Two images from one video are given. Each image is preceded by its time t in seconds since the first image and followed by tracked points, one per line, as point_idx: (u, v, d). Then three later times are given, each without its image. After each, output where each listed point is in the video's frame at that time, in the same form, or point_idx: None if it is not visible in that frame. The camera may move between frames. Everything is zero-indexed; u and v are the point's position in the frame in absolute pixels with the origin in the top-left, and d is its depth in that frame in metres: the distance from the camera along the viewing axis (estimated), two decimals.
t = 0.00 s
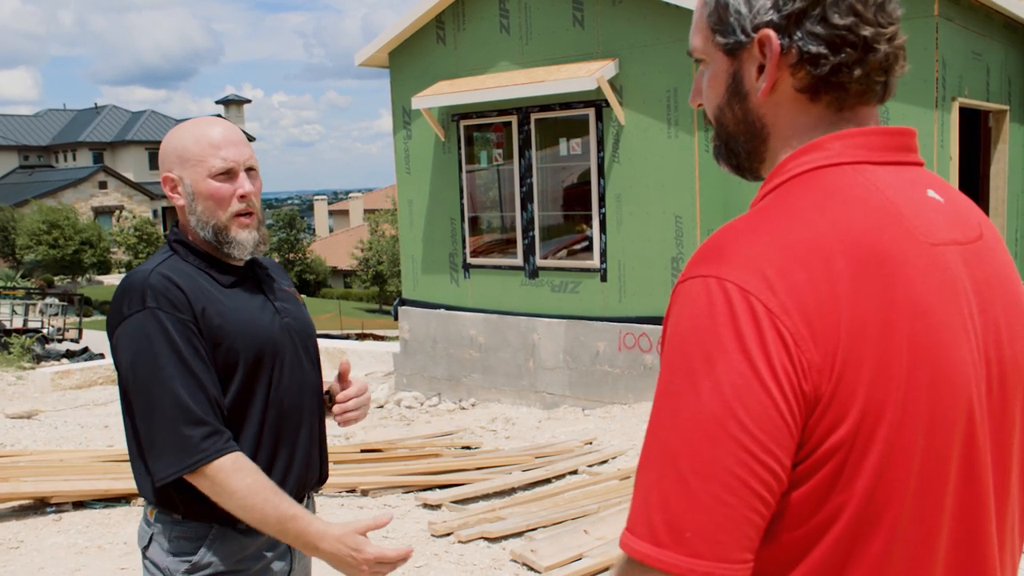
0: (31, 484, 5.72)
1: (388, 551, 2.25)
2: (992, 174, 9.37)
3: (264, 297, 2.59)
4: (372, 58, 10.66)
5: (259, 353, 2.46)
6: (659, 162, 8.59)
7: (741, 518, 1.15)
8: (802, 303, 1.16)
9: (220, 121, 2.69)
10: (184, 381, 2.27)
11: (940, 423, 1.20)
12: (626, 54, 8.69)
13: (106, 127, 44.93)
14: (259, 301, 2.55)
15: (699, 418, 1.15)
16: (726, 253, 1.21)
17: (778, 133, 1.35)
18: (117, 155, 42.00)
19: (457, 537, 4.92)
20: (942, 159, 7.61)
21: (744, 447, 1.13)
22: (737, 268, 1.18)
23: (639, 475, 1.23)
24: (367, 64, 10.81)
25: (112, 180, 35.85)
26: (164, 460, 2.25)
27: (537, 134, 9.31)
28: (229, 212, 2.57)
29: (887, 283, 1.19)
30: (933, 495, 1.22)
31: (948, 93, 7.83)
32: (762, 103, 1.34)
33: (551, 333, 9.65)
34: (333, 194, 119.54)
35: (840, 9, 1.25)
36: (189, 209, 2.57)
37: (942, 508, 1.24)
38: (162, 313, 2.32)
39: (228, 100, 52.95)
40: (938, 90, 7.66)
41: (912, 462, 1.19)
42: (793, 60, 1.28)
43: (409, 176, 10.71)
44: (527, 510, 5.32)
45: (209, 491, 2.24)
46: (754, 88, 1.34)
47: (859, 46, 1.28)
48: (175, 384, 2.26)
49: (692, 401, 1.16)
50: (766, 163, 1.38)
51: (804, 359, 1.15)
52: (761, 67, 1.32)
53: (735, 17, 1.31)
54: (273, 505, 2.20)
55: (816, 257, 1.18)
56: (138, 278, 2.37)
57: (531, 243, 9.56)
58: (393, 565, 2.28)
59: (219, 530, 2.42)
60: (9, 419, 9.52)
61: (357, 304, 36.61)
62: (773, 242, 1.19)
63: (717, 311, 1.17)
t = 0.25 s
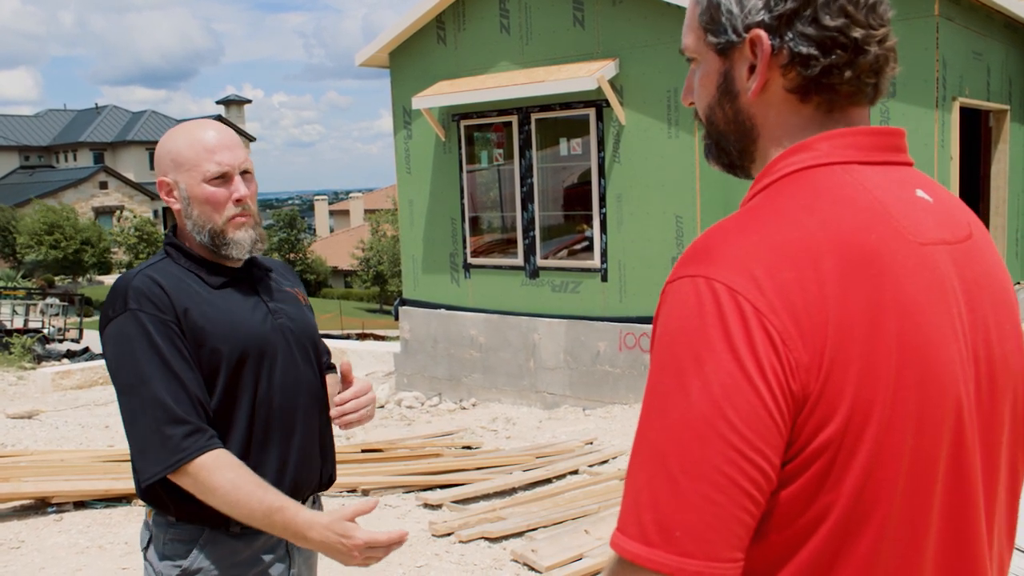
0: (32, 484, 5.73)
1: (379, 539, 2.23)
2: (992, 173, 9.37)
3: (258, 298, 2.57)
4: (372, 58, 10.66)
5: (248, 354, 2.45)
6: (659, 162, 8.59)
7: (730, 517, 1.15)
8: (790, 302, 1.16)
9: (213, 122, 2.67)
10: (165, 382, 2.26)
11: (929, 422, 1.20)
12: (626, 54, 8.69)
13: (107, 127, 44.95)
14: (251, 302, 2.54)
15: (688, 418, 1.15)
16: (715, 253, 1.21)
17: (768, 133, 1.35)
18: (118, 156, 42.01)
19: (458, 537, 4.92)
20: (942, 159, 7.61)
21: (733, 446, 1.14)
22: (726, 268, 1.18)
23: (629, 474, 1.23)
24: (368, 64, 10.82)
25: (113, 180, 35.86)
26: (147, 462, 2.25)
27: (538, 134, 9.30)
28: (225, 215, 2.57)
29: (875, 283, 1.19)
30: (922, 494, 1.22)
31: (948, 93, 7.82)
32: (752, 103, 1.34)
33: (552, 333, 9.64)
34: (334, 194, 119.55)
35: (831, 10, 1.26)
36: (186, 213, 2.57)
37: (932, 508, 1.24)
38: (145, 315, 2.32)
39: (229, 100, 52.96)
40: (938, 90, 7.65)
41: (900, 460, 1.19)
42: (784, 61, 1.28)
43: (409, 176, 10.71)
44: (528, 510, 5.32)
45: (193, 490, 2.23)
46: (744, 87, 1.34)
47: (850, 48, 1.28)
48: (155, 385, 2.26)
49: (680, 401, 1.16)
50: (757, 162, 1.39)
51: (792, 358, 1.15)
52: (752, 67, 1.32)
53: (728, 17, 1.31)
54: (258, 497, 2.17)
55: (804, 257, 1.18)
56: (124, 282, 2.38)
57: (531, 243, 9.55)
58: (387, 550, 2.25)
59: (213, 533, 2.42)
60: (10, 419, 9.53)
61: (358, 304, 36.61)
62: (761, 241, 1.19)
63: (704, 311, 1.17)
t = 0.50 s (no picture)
0: (34, 485, 5.74)
1: (359, 535, 2.19)
2: (994, 174, 9.36)
3: (251, 300, 2.56)
4: (374, 59, 10.66)
5: (237, 356, 2.43)
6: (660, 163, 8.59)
7: (723, 517, 1.15)
8: (782, 302, 1.16)
9: (202, 129, 2.68)
10: (145, 384, 2.27)
11: (922, 422, 1.20)
12: (627, 55, 8.70)
13: (108, 128, 44.99)
14: (243, 304, 2.53)
15: (680, 418, 1.16)
16: (708, 253, 1.21)
17: (765, 133, 1.35)
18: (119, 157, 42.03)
19: (459, 539, 4.92)
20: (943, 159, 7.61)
21: (725, 446, 1.14)
22: (718, 267, 1.18)
23: (623, 474, 1.23)
24: (369, 65, 10.82)
25: (115, 181, 35.88)
26: (127, 464, 2.26)
27: (539, 135, 9.30)
28: (223, 221, 2.56)
29: (868, 283, 1.19)
30: (917, 495, 1.22)
31: (949, 93, 7.82)
32: (750, 102, 1.34)
33: (553, 334, 9.64)
34: (335, 195, 119.61)
35: (833, 13, 1.25)
36: (183, 222, 2.56)
37: (926, 508, 1.24)
38: (128, 318, 2.33)
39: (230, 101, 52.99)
40: (939, 90, 7.65)
41: (894, 461, 1.19)
42: (784, 61, 1.28)
43: (411, 177, 10.72)
44: (529, 511, 5.32)
45: (175, 492, 2.23)
46: (742, 86, 1.34)
47: (851, 51, 1.28)
48: (135, 387, 2.26)
49: (673, 401, 1.17)
50: (751, 160, 1.39)
51: (785, 358, 1.15)
52: (751, 66, 1.32)
53: (729, 15, 1.31)
54: (237, 496, 2.17)
55: (796, 257, 1.18)
56: (112, 286, 2.40)
57: (533, 244, 9.55)
58: (369, 545, 2.22)
59: (201, 538, 2.40)
60: (11, 420, 9.54)
61: (359, 304, 36.62)
62: (754, 241, 1.19)
63: (696, 311, 1.17)
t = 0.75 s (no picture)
0: (34, 485, 5.74)
1: (342, 538, 2.18)
2: (994, 174, 9.36)
3: (246, 304, 2.54)
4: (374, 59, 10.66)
5: (228, 360, 2.42)
6: (661, 164, 8.59)
7: (729, 518, 1.15)
8: (788, 303, 1.16)
9: (192, 131, 2.65)
10: (134, 390, 2.28)
11: (929, 424, 1.20)
12: (628, 55, 8.70)
13: (108, 129, 45.00)
14: (236, 307, 2.51)
15: (687, 419, 1.16)
16: (713, 253, 1.21)
17: (763, 135, 1.35)
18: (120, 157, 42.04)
19: (460, 539, 4.93)
20: (943, 159, 7.61)
21: (733, 447, 1.14)
22: (724, 268, 1.18)
23: (629, 475, 1.24)
24: (369, 65, 10.82)
25: (115, 181, 35.89)
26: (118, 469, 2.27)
27: (539, 135, 9.30)
28: (219, 224, 2.56)
29: (873, 284, 1.19)
30: (924, 496, 1.22)
31: (949, 93, 7.83)
32: (747, 104, 1.35)
33: (553, 334, 9.65)
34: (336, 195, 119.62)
35: (826, 11, 1.25)
36: (179, 227, 2.55)
37: (932, 510, 1.24)
38: (119, 324, 2.34)
39: (230, 101, 53.00)
40: (939, 90, 7.65)
41: (900, 462, 1.19)
42: (780, 62, 1.28)
43: (411, 177, 10.72)
44: (529, 512, 5.32)
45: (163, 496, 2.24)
46: (739, 89, 1.34)
47: (846, 49, 1.28)
48: (124, 393, 2.27)
49: (679, 402, 1.17)
50: (752, 163, 1.39)
51: (791, 359, 1.15)
52: (747, 68, 1.32)
53: (722, 19, 1.31)
54: (221, 499, 2.19)
55: (801, 258, 1.18)
56: (106, 291, 2.41)
57: (533, 244, 9.55)
58: (352, 548, 2.21)
59: (192, 537, 2.39)
60: (11, 420, 9.54)
61: (359, 304, 36.62)
62: (759, 242, 1.20)
63: (702, 312, 1.17)
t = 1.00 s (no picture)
0: (34, 485, 5.74)
1: (334, 540, 2.20)
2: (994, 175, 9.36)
3: (242, 305, 2.54)
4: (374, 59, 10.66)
5: (223, 362, 2.42)
6: (660, 164, 8.59)
7: (742, 518, 1.15)
8: (799, 302, 1.16)
9: (193, 132, 2.66)
10: (127, 393, 2.28)
11: (937, 423, 1.20)
12: (627, 55, 8.70)
13: (108, 128, 44.98)
14: (231, 309, 2.51)
15: (699, 419, 1.16)
16: (723, 252, 1.21)
17: (770, 133, 1.36)
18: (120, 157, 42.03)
19: (459, 539, 4.93)
20: (943, 160, 7.61)
21: (746, 447, 1.14)
22: (735, 267, 1.18)
23: (640, 476, 1.24)
24: (369, 64, 10.82)
25: (114, 181, 35.88)
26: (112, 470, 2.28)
27: (539, 135, 9.30)
28: (216, 223, 2.56)
29: (883, 284, 1.19)
30: (933, 496, 1.22)
31: (949, 94, 7.83)
32: (755, 103, 1.35)
33: (553, 334, 9.65)
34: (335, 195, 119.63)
35: (839, 12, 1.25)
36: (176, 226, 2.55)
37: (941, 509, 1.24)
38: (113, 326, 2.34)
39: (230, 101, 53.02)
40: (939, 91, 7.65)
41: (910, 461, 1.19)
42: (790, 61, 1.28)
43: (411, 177, 10.72)
44: (529, 512, 5.32)
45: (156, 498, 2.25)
46: (747, 87, 1.34)
47: (857, 50, 1.28)
48: (118, 395, 2.28)
49: (691, 402, 1.17)
50: (757, 161, 1.40)
51: (803, 358, 1.15)
52: (756, 66, 1.32)
53: (734, 16, 1.31)
54: (214, 501, 2.20)
55: (811, 257, 1.18)
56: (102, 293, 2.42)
57: (533, 244, 9.56)
58: (344, 551, 2.23)
59: (190, 537, 2.39)
60: (11, 420, 9.54)
61: (359, 305, 36.61)
62: (769, 241, 1.20)
63: (713, 311, 1.17)
